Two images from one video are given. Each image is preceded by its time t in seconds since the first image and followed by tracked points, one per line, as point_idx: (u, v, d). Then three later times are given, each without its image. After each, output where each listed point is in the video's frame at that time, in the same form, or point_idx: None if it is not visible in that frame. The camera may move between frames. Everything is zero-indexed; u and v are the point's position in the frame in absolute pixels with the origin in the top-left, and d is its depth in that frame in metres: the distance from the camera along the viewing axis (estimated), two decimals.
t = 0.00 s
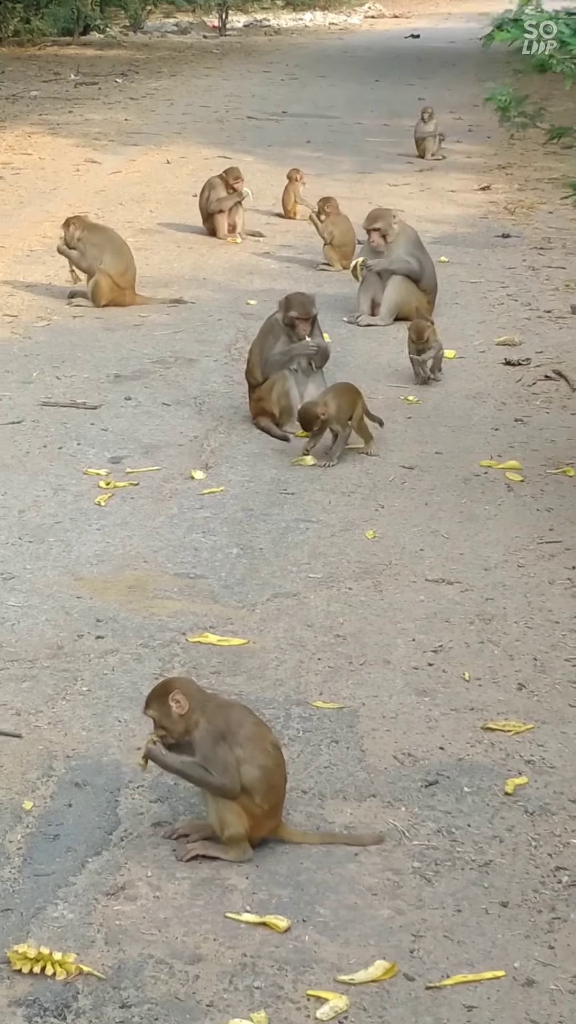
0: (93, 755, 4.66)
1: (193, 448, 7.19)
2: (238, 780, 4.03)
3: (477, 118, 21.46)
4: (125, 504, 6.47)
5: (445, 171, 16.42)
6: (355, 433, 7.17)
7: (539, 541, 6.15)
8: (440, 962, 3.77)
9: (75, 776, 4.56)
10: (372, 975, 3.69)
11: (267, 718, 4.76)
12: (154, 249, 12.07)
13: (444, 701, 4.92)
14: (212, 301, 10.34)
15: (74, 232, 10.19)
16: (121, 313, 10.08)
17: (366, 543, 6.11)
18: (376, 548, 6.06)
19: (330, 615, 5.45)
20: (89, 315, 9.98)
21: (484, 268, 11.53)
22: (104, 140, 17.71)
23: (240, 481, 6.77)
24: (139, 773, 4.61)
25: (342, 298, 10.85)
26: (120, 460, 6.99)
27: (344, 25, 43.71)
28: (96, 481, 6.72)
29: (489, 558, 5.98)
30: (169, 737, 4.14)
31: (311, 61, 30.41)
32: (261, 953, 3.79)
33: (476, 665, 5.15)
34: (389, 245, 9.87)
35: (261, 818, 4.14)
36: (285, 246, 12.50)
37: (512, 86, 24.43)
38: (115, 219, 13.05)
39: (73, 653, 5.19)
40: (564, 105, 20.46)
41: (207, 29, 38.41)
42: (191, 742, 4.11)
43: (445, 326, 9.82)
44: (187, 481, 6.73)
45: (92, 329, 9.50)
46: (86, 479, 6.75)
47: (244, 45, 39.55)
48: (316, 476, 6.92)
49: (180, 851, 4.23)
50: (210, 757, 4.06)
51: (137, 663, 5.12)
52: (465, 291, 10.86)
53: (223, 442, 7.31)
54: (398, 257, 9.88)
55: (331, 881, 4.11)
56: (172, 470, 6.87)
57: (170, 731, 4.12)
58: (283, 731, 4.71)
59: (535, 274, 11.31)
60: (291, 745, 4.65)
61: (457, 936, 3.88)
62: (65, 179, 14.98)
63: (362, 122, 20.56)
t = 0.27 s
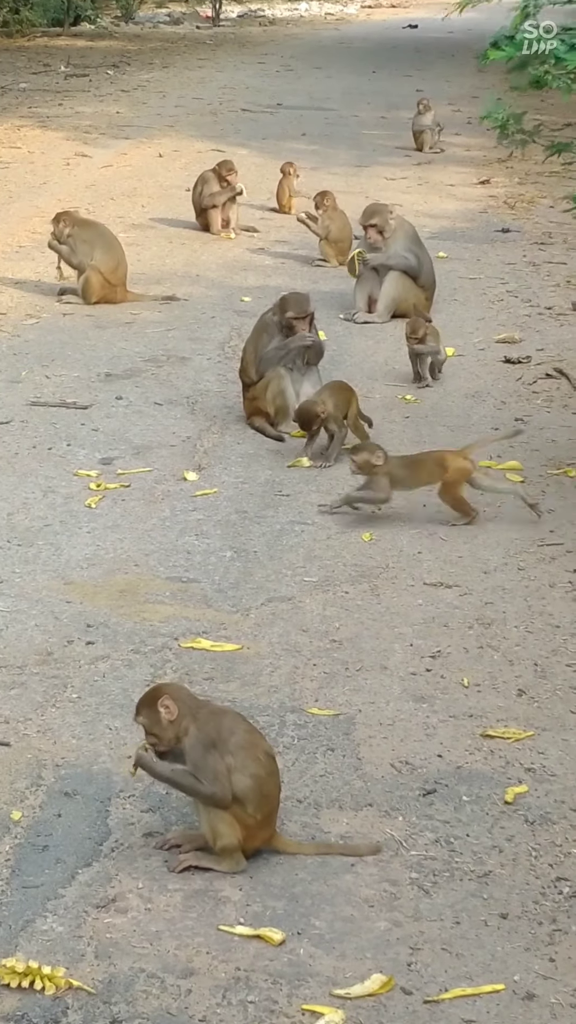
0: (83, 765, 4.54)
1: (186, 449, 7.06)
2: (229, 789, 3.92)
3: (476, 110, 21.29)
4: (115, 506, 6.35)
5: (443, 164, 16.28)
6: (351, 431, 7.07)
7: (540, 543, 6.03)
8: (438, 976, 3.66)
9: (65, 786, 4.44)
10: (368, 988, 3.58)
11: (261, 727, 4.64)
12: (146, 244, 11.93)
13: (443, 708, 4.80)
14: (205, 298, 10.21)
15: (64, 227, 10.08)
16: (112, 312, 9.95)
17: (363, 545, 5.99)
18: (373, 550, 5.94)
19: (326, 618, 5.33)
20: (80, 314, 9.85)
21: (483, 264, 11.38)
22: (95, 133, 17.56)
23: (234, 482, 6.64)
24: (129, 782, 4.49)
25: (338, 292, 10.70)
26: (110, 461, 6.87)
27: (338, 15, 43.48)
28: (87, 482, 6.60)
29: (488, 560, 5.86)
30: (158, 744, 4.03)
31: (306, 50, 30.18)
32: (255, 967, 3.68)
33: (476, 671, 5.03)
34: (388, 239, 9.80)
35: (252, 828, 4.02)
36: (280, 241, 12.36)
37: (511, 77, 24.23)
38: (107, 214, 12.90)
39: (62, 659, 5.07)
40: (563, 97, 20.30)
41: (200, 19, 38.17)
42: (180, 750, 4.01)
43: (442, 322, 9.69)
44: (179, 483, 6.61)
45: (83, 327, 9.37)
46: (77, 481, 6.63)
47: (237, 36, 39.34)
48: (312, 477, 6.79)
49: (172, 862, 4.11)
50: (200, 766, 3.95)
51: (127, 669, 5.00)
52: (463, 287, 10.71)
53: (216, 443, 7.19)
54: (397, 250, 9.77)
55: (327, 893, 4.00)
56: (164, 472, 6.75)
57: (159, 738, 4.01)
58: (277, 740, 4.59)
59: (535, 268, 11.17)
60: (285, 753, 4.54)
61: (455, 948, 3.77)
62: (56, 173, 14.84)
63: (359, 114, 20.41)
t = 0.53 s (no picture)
0: (69, 783, 4.36)
1: (175, 453, 6.83)
2: (217, 809, 3.75)
3: (472, 102, 21.06)
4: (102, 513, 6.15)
5: (441, 158, 16.03)
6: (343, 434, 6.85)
7: (542, 550, 5.85)
8: (439, 1002, 3.50)
9: (49, 805, 4.27)
10: (365, 1015, 3.42)
11: (255, 743, 4.46)
12: (134, 239, 11.71)
13: (442, 722, 4.63)
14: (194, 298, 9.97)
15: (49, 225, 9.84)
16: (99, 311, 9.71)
17: (359, 550, 5.81)
18: (369, 556, 5.77)
19: (320, 628, 5.17)
20: (66, 314, 9.61)
21: (482, 260, 11.17)
22: (79, 125, 17.26)
23: (225, 488, 6.43)
24: (117, 801, 4.32)
25: (332, 288, 10.51)
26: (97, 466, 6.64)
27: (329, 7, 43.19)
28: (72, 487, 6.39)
29: (488, 568, 5.69)
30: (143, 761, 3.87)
31: (298, 41, 29.87)
32: (248, 993, 3.52)
33: (476, 684, 4.85)
34: (384, 238, 9.46)
35: (242, 848, 3.85)
36: (272, 237, 12.14)
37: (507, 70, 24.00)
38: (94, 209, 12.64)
39: (47, 672, 4.88)
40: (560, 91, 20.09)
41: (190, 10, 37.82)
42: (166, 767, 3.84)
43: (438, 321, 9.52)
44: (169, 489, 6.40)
45: (68, 326, 9.13)
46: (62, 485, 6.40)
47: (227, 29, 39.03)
48: (306, 480, 6.60)
49: (161, 883, 3.95)
50: (186, 784, 3.79)
51: (115, 682, 4.82)
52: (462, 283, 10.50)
53: (207, 446, 6.98)
54: (392, 251, 9.45)
55: (323, 914, 3.83)
56: (153, 476, 6.52)
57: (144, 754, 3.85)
58: (270, 756, 4.42)
59: (534, 264, 10.99)
60: (279, 770, 4.37)
61: (456, 972, 3.61)
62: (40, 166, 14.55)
63: (354, 106, 20.17)
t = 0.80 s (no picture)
0: (67, 789, 4.31)
1: (174, 455, 6.74)
2: (208, 818, 3.71)
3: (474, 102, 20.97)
4: (100, 513, 6.06)
5: (443, 157, 15.94)
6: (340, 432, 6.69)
7: (545, 554, 5.79)
8: (440, 1011, 3.45)
9: (47, 811, 4.22)
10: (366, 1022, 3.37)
11: (254, 749, 4.41)
12: (133, 238, 11.62)
13: (444, 728, 4.58)
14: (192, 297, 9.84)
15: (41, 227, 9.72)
16: (96, 310, 9.59)
17: (362, 554, 5.75)
18: (371, 560, 5.71)
19: (321, 632, 5.11)
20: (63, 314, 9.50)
21: (486, 260, 11.10)
22: (77, 124, 17.15)
23: (224, 490, 6.36)
24: (115, 806, 4.27)
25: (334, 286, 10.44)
26: (95, 468, 6.56)
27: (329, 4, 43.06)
28: (70, 489, 6.31)
29: (492, 572, 5.63)
30: (139, 763, 3.85)
31: (298, 38, 29.73)
32: (247, 1001, 3.47)
33: (478, 690, 4.79)
34: (381, 238, 9.37)
35: (240, 856, 3.80)
36: (273, 235, 12.04)
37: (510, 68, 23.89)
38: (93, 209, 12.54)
39: (44, 677, 4.82)
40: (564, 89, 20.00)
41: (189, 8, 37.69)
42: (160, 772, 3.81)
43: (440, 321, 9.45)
44: (167, 490, 6.31)
45: (65, 327, 9.03)
46: (59, 488, 6.32)
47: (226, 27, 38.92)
48: (306, 482, 6.53)
49: (159, 890, 3.90)
50: (178, 792, 3.75)
51: (112, 688, 4.76)
52: (464, 284, 10.42)
53: (207, 447, 6.90)
54: (388, 251, 9.37)
55: (323, 921, 3.78)
56: (152, 479, 6.43)
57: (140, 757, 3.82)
58: (270, 762, 4.37)
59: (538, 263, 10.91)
60: (279, 776, 4.32)
61: (458, 981, 3.56)
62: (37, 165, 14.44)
63: (356, 106, 20.08)
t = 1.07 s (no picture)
0: (54, 811, 4.03)
1: (170, 452, 6.44)
2: (198, 844, 3.44)
3: (484, 72, 20.39)
4: (90, 517, 5.78)
5: (457, 133, 15.44)
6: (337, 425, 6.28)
7: (566, 559, 5.47)
8: None
9: (33, 834, 3.94)
10: None
11: (255, 770, 4.14)
12: (128, 211, 11.23)
13: (458, 745, 4.30)
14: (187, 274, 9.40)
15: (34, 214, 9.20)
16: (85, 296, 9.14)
17: (370, 561, 5.43)
18: (380, 565, 5.40)
19: (326, 642, 4.82)
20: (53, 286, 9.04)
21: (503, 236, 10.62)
22: (69, 101, 16.69)
23: (223, 489, 6.06)
24: (106, 830, 3.98)
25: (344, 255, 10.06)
26: (85, 468, 6.24)
27: None
28: (58, 491, 6.00)
29: (509, 579, 5.31)
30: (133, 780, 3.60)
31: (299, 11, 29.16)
32: None
33: (495, 704, 4.50)
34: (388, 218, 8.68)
35: (236, 885, 3.51)
36: (277, 210, 11.61)
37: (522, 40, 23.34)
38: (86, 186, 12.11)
39: (30, 692, 4.53)
40: None
41: None
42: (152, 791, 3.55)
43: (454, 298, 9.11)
44: (162, 492, 6.01)
45: (54, 310, 8.65)
46: (46, 490, 6.01)
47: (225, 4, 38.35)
48: (309, 480, 6.21)
49: (153, 919, 3.63)
50: (168, 815, 3.49)
51: (103, 703, 4.48)
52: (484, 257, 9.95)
53: (204, 444, 6.58)
54: (395, 233, 8.66)
55: (330, 954, 3.51)
56: (145, 480, 6.13)
57: (135, 773, 3.57)
58: (272, 783, 4.09)
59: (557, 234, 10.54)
60: (281, 797, 4.04)
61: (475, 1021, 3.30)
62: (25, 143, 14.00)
63: (361, 80, 19.58)
